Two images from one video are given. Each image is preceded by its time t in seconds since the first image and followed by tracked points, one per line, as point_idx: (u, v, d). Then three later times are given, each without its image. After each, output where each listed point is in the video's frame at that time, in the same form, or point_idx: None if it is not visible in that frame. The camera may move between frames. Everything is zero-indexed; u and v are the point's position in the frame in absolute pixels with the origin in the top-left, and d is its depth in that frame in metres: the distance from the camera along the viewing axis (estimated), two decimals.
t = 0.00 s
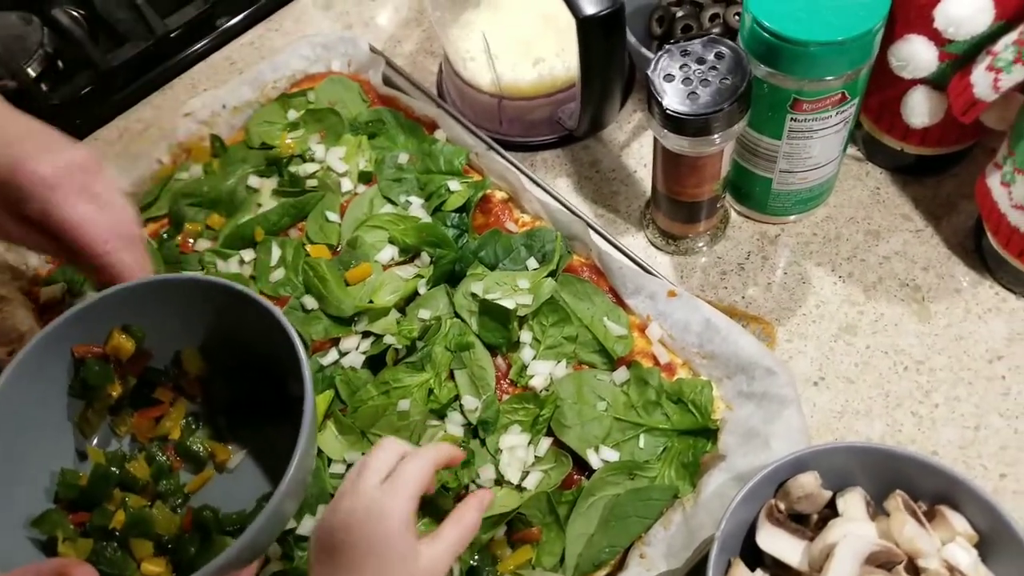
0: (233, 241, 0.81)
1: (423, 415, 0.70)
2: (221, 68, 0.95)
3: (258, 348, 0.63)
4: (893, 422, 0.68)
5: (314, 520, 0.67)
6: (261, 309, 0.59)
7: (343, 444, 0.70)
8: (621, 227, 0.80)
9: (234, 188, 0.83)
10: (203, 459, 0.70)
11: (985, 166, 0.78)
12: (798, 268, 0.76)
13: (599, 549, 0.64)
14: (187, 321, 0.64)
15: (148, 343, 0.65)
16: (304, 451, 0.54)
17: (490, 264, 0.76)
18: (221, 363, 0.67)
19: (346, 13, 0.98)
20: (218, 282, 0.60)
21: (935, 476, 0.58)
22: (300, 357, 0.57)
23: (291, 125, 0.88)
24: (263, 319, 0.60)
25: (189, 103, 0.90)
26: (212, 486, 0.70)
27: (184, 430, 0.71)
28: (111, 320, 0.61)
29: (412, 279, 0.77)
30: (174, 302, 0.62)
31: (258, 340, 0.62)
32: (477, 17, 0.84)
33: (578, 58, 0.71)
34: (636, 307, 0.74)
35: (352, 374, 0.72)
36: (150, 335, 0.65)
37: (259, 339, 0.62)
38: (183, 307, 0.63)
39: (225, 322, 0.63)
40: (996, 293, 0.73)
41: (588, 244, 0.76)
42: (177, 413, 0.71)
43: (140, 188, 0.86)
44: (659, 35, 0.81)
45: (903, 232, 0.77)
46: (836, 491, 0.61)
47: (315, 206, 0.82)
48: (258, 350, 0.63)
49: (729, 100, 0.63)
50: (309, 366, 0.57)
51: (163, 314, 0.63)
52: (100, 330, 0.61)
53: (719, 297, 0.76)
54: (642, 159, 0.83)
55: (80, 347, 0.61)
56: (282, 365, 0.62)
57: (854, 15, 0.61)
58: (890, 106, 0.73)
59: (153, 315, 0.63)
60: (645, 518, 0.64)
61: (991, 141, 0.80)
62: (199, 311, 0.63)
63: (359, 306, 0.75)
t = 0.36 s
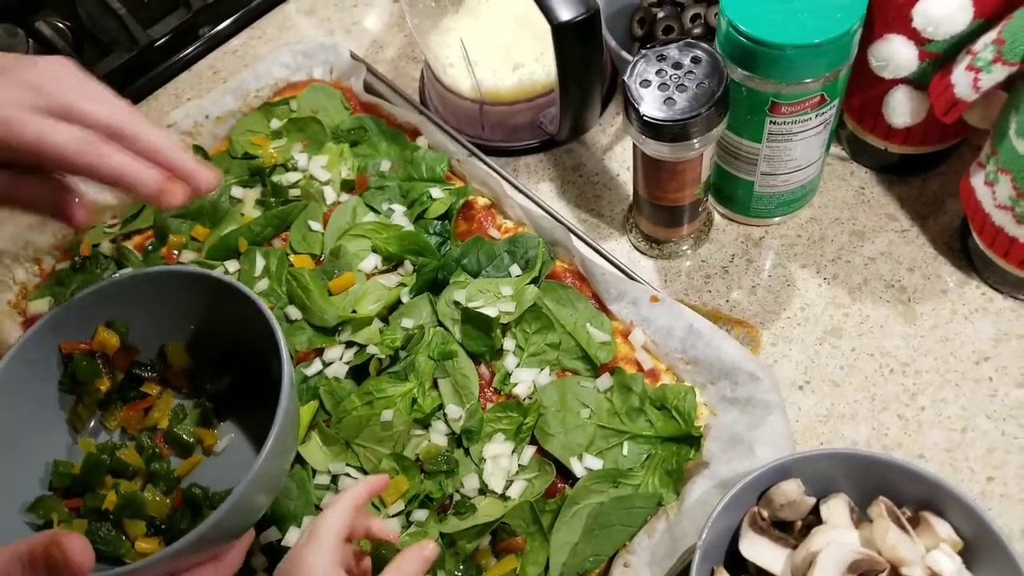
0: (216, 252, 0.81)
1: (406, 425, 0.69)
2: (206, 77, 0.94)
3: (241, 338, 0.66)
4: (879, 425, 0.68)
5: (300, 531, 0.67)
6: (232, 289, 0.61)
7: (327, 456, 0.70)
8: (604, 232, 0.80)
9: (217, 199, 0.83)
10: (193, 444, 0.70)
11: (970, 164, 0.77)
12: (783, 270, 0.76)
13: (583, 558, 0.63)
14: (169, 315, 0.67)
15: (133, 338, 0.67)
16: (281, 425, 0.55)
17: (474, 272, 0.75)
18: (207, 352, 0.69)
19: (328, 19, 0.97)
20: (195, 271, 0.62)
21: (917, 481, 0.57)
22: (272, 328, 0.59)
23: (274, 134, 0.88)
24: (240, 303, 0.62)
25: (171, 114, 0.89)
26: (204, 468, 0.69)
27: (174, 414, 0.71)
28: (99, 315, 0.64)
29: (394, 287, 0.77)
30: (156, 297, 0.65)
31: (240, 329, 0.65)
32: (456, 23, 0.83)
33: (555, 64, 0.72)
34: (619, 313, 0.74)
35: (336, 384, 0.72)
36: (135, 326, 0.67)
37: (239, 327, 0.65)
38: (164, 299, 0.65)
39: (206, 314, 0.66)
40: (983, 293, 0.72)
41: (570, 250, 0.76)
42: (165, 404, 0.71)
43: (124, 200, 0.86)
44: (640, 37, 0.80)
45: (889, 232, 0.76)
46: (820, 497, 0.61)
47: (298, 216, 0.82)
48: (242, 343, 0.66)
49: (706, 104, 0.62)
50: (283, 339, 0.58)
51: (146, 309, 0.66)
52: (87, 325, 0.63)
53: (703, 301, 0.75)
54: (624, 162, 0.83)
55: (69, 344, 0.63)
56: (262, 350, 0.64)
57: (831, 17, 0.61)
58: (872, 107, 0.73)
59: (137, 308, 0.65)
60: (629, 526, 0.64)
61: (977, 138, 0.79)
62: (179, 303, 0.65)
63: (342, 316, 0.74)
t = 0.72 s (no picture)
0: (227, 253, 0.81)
1: (412, 427, 0.69)
2: (219, 78, 0.95)
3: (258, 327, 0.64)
4: (887, 435, 0.67)
5: (307, 530, 0.67)
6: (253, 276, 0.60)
7: (334, 456, 0.70)
8: (612, 236, 0.80)
9: (229, 201, 0.84)
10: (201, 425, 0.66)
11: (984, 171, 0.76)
12: (793, 276, 0.75)
13: (586, 564, 0.63)
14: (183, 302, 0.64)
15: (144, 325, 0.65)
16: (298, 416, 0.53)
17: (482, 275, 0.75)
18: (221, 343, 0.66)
19: (341, 20, 0.98)
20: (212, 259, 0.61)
21: (924, 493, 0.57)
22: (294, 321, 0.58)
23: (286, 135, 0.88)
24: (258, 289, 0.61)
25: (184, 115, 0.90)
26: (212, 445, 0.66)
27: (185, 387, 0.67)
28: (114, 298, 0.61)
29: (402, 290, 0.77)
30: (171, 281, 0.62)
31: (258, 318, 0.63)
32: (466, 25, 0.82)
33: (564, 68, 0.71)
34: (626, 318, 0.74)
35: (343, 385, 0.72)
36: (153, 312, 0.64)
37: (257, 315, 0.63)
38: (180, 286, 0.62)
39: (220, 300, 0.63)
40: (996, 303, 0.72)
41: (578, 254, 0.76)
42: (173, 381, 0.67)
43: (137, 201, 0.87)
44: (651, 40, 0.80)
45: (901, 240, 0.75)
46: (826, 508, 0.61)
47: (308, 218, 0.82)
48: (258, 332, 0.64)
49: (714, 110, 0.62)
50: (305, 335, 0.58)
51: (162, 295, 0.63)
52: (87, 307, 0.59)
53: (711, 307, 0.75)
54: (633, 166, 0.83)
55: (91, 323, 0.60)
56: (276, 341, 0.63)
57: (840, 23, 0.60)
58: (883, 112, 0.72)
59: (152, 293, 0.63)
60: (633, 533, 0.64)
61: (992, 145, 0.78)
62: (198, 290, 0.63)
63: (350, 318, 0.75)
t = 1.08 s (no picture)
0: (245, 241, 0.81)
1: (430, 419, 0.69)
2: (240, 65, 0.95)
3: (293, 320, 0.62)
4: (912, 437, 0.66)
5: (322, 522, 0.67)
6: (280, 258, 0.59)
7: (351, 447, 0.69)
8: (635, 231, 0.79)
9: (248, 188, 0.83)
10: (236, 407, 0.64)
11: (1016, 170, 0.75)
12: (819, 275, 0.74)
13: (605, 560, 0.62)
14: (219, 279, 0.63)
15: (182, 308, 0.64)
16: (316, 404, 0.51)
17: (503, 267, 0.75)
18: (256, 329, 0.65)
19: (364, 9, 0.97)
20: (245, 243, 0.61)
21: (950, 497, 0.55)
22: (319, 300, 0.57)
23: (306, 124, 0.88)
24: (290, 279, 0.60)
25: (205, 101, 0.89)
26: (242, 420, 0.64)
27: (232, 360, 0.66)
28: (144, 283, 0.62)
29: (422, 281, 0.76)
30: (211, 267, 0.62)
31: (287, 302, 0.62)
32: (492, 16, 0.83)
33: (590, 59, 0.71)
34: (648, 314, 0.73)
35: (361, 376, 0.72)
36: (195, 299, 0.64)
37: (286, 298, 0.62)
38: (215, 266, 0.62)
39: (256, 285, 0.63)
40: None
41: (601, 249, 0.75)
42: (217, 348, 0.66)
43: (157, 186, 0.87)
44: (678, 32, 0.79)
45: (930, 239, 0.74)
46: (850, 510, 0.60)
47: (328, 205, 0.82)
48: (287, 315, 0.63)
49: (743, 104, 0.61)
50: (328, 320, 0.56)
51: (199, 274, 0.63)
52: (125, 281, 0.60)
53: (735, 304, 0.74)
54: (658, 160, 0.82)
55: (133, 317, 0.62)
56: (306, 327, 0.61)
57: (874, 17, 0.59)
58: (916, 109, 0.71)
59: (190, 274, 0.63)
60: (652, 531, 0.63)
61: None
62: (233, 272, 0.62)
63: (369, 309, 0.74)
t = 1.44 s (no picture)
0: (248, 223, 0.79)
1: (437, 405, 0.67)
2: (244, 43, 0.93)
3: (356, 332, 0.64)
4: (930, 425, 0.65)
5: (326, 509, 0.66)
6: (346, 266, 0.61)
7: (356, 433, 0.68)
8: (647, 213, 0.77)
9: (252, 168, 0.82)
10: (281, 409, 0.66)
11: None
12: (835, 258, 0.72)
13: (613, 549, 0.61)
14: (279, 277, 0.66)
15: (239, 302, 0.67)
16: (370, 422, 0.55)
17: (511, 250, 0.73)
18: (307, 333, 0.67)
19: None
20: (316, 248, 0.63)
21: (968, 486, 0.54)
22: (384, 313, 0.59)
23: (311, 102, 0.86)
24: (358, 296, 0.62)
25: (207, 80, 0.88)
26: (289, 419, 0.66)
27: (279, 359, 0.68)
28: (207, 271, 0.64)
29: (429, 265, 0.75)
30: (287, 270, 0.64)
31: (344, 312, 0.65)
32: None
33: (603, 38, 0.70)
34: (660, 298, 0.71)
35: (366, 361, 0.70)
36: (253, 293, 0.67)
37: (345, 307, 0.64)
38: (281, 266, 0.65)
39: (316, 289, 0.65)
40: None
41: (612, 231, 0.73)
42: (268, 343, 0.67)
43: (159, 166, 0.85)
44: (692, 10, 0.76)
45: (949, 222, 0.72)
46: (865, 498, 0.58)
47: (333, 186, 0.80)
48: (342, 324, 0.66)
49: (761, 81, 0.59)
50: (390, 331, 0.59)
51: (263, 270, 0.65)
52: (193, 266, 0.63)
53: (749, 289, 0.72)
54: (671, 140, 0.80)
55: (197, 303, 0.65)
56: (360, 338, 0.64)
57: None
58: (939, 87, 0.69)
59: (258, 267, 0.65)
60: (662, 518, 0.62)
61: None
62: (298, 275, 0.65)
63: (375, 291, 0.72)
